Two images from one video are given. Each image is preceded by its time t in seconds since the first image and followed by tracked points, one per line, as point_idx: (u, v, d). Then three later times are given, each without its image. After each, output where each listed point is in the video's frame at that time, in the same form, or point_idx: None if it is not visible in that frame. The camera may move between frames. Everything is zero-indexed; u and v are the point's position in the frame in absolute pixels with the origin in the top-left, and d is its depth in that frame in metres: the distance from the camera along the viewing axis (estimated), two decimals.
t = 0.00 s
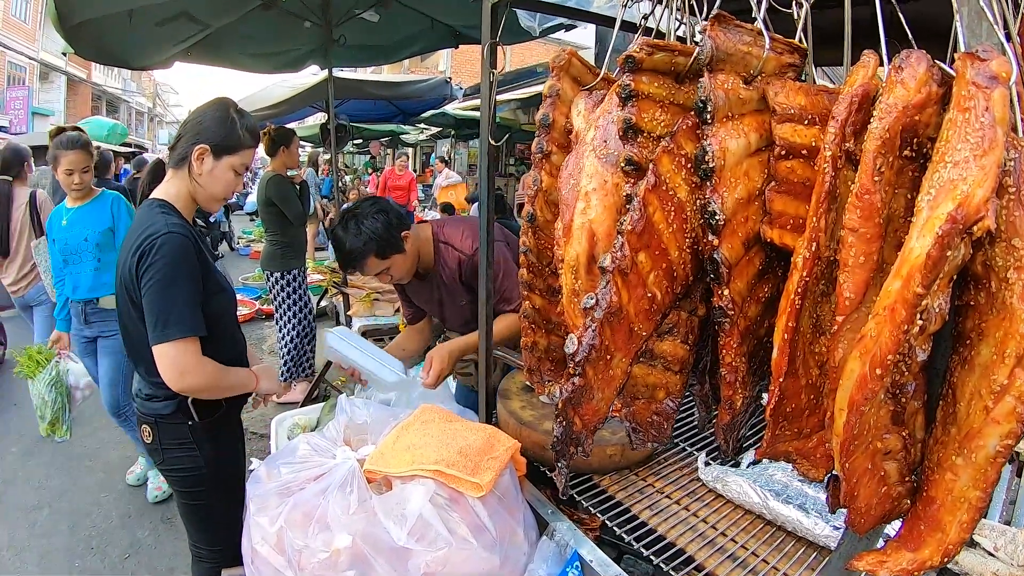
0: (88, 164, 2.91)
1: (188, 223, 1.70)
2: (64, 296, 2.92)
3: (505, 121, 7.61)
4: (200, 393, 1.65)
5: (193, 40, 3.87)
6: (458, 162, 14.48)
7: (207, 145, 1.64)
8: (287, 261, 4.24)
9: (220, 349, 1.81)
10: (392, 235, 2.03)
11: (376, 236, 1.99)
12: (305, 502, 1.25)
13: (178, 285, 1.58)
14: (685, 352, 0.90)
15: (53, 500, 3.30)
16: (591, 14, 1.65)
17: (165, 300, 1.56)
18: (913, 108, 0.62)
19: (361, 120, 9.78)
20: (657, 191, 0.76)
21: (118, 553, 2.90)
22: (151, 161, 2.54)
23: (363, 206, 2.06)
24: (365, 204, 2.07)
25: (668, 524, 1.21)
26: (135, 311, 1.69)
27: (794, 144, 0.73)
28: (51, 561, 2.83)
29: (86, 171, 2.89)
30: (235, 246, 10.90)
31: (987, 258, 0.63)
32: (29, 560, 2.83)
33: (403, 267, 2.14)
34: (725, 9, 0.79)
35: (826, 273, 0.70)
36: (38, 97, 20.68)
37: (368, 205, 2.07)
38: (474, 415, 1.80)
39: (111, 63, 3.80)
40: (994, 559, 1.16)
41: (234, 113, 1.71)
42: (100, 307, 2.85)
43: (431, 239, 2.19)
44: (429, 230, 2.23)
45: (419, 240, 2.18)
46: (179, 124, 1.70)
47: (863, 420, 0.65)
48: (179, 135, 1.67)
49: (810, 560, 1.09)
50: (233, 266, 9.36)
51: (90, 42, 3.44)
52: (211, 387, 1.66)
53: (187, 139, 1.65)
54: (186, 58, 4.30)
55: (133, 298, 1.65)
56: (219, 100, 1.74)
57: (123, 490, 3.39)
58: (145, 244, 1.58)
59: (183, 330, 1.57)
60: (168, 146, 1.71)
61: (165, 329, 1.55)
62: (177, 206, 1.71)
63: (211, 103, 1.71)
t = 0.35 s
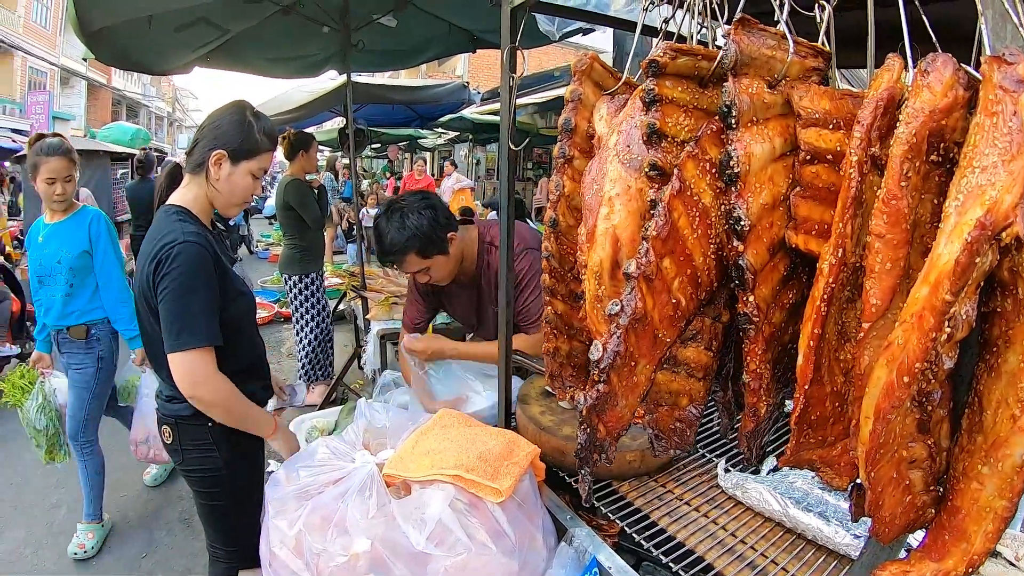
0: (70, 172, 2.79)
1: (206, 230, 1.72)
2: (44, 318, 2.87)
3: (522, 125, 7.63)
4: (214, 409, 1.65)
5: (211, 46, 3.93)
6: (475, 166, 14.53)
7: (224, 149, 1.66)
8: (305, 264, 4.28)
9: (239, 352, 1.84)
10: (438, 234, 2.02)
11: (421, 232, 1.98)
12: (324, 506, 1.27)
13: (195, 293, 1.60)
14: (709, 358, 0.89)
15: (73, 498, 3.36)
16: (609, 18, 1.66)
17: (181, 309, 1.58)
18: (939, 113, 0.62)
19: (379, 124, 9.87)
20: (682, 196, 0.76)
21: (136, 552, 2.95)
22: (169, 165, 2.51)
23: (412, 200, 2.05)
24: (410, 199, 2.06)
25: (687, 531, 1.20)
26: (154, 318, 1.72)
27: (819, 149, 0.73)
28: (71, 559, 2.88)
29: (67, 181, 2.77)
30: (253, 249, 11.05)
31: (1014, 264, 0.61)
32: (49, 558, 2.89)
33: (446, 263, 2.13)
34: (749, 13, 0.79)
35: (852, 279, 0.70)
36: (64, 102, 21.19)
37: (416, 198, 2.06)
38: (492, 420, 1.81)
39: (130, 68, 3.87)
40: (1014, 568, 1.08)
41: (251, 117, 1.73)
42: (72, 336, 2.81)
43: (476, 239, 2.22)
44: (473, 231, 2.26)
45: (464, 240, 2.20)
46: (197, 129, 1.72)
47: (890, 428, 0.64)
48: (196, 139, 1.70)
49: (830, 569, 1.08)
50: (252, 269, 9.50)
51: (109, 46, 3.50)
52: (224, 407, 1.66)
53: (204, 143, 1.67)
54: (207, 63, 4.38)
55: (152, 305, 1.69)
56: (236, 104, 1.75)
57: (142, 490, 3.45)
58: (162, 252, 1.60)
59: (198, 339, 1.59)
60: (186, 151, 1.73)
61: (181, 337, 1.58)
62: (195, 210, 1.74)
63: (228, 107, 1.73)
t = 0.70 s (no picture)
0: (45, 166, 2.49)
1: (234, 233, 1.76)
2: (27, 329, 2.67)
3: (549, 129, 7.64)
4: (225, 414, 1.68)
5: (240, 50, 4.04)
6: (501, 169, 14.56)
7: (253, 154, 1.70)
8: (332, 266, 4.36)
9: (265, 351, 1.88)
10: (445, 245, 2.04)
11: (426, 244, 2.02)
12: (350, 505, 1.29)
13: (220, 298, 1.64)
14: (738, 363, 0.89)
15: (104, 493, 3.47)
16: (638, 21, 1.65)
17: (205, 314, 1.62)
18: (972, 115, 0.60)
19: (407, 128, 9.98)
20: (713, 200, 0.76)
21: (163, 546, 3.03)
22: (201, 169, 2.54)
23: (427, 209, 2.08)
24: (427, 207, 2.09)
25: (711, 537, 1.19)
26: (182, 318, 1.77)
27: (850, 152, 0.72)
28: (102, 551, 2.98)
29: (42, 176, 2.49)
30: (282, 251, 11.27)
31: None
32: (75, 551, 2.98)
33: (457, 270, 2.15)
34: (779, 16, 0.78)
35: (882, 284, 0.69)
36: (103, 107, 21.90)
37: (432, 206, 2.10)
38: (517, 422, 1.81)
39: (161, 72, 3.99)
40: None
41: (280, 120, 1.77)
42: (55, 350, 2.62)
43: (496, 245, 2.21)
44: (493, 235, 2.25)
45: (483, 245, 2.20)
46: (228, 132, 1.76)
47: (920, 436, 0.63)
48: (227, 143, 1.74)
49: None
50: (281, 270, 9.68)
51: (140, 51, 3.61)
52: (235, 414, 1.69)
53: (235, 147, 1.71)
54: (240, 67, 4.49)
55: (180, 306, 1.74)
56: (267, 108, 1.79)
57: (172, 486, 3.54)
58: (189, 257, 1.63)
59: (221, 344, 1.63)
60: (217, 152, 1.78)
61: (206, 341, 1.63)
62: (224, 214, 1.79)
63: (260, 112, 1.76)
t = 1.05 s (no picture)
0: None
1: (221, 232, 1.76)
2: None
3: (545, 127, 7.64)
4: (217, 417, 1.69)
5: (237, 49, 4.03)
6: (499, 168, 14.54)
7: (241, 151, 1.70)
8: (330, 266, 4.37)
9: (255, 350, 1.87)
10: (398, 276, 2.14)
11: (380, 276, 2.12)
12: (347, 502, 1.29)
13: (205, 297, 1.63)
14: (732, 360, 0.89)
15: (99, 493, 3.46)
16: (634, 18, 1.65)
17: (190, 313, 1.62)
18: (964, 113, 0.61)
19: (404, 126, 9.97)
20: (706, 198, 0.76)
21: (160, 546, 3.02)
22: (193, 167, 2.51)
23: (384, 240, 2.16)
24: (386, 238, 2.18)
25: (707, 534, 1.20)
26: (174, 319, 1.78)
27: (843, 149, 0.72)
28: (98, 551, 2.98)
29: None
30: (280, 250, 11.26)
31: None
32: (73, 551, 2.98)
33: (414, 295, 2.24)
34: (772, 14, 0.78)
35: (876, 281, 0.69)
36: (99, 105, 21.86)
37: (387, 237, 2.19)
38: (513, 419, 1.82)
39: (159, 71, 3.99)
40: None
41: (270, 117, 1.76)
42: None
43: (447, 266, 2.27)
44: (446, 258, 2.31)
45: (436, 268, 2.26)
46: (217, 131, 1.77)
47: (912, 432, 0.64)
48: (217, 141, 1.74)
49: None
50: (278, 269, 9.69)
51: (137, 49, 3.61)
52: (228, 414, 1.69)
53: (224, 145, 1.71)
54: (237, 66, 4.47)
55: (169, 306, 1.74)
56: (257, 106, 1.78)
57: (169, 485, 3.54)
58: (174, 256, 1.64)
59: (207, 343, 1.63)
60: (209, 152, 1.79)
61: (192, 341, 1.62)
62: (214, 211, 1.79)
63: (248, 110, 1.76)
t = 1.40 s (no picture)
0: None
1: (204, 230, 1.71)
2: None
3: (528, 123, 7.62)
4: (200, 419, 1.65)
5: (218, 44, 3.96)
6: (482, 164, 14.50)
7: (233, 152, 1.66)
8: (310, 263, 4.33)
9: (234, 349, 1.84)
10: (384, 278, 2.08)
11: (366, 281, 2.06)
12: (326, 501, 1.27)
13: (190, 297, 1.60)
14: (710, 354, 0.88)
15: (76, 496, 3.38)
16: (615, 13, 1.65)
17: (174, 314, 1.58)
18: (942, 104, 0.61)
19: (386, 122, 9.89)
20: (683, 189, 0.76)
21: (141, 548, 2.97)
22: (167, 159, 2.33)
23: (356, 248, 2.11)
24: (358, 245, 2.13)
25: (689, 528, 1.20)
26: (152, 319, 1.73)
27: (821, 141, 0.72)
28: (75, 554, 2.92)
29: None
30: (261, 247, 11.10)
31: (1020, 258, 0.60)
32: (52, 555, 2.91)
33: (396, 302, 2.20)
34: (750, 5, 0.78)
35: (854, 273, 0.69)
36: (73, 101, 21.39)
37: (361, 245, 2.12)
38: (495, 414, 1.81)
39: (139, 67, 3.89)
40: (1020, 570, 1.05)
41: (257, 117, 1.74)
42: None
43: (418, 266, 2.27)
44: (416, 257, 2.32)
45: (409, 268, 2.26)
46: (199, 127, 1.71)
47: (892, 424, 0.64)
48: (198, 139, 1.68)
49: (833, 567, 1.08)
50: (259, 266, 9.56)
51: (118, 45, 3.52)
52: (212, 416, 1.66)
53: (210, 144, 1.66)
54: (214, 61, 4.39)
55: (149, 306, 1.69)
56: (241, 104, 1.74)
57: (148, 487, 3.47)
58: (157, 256, 1.59)
59: (192, 344, 1.59)
60: (188, 149, 1.73)
61: (176, 342, 1.58)
62: (195, 211, 1.73)
63: (233, 108, 1.72)
